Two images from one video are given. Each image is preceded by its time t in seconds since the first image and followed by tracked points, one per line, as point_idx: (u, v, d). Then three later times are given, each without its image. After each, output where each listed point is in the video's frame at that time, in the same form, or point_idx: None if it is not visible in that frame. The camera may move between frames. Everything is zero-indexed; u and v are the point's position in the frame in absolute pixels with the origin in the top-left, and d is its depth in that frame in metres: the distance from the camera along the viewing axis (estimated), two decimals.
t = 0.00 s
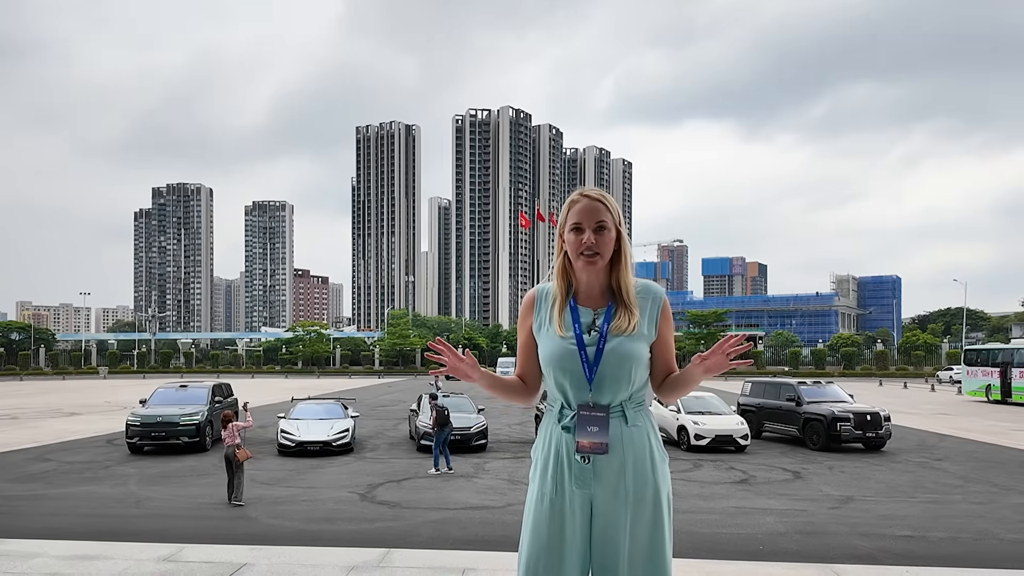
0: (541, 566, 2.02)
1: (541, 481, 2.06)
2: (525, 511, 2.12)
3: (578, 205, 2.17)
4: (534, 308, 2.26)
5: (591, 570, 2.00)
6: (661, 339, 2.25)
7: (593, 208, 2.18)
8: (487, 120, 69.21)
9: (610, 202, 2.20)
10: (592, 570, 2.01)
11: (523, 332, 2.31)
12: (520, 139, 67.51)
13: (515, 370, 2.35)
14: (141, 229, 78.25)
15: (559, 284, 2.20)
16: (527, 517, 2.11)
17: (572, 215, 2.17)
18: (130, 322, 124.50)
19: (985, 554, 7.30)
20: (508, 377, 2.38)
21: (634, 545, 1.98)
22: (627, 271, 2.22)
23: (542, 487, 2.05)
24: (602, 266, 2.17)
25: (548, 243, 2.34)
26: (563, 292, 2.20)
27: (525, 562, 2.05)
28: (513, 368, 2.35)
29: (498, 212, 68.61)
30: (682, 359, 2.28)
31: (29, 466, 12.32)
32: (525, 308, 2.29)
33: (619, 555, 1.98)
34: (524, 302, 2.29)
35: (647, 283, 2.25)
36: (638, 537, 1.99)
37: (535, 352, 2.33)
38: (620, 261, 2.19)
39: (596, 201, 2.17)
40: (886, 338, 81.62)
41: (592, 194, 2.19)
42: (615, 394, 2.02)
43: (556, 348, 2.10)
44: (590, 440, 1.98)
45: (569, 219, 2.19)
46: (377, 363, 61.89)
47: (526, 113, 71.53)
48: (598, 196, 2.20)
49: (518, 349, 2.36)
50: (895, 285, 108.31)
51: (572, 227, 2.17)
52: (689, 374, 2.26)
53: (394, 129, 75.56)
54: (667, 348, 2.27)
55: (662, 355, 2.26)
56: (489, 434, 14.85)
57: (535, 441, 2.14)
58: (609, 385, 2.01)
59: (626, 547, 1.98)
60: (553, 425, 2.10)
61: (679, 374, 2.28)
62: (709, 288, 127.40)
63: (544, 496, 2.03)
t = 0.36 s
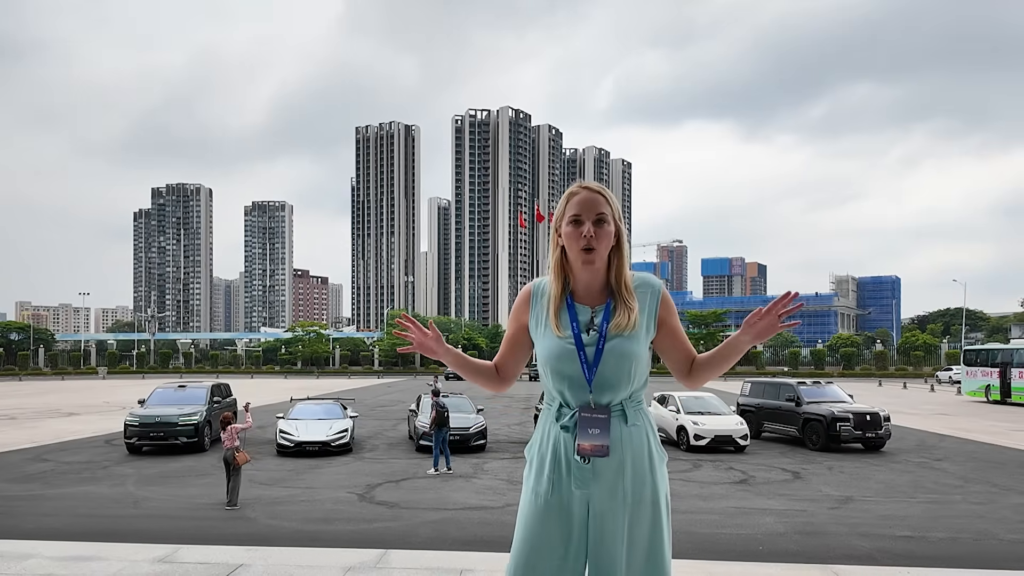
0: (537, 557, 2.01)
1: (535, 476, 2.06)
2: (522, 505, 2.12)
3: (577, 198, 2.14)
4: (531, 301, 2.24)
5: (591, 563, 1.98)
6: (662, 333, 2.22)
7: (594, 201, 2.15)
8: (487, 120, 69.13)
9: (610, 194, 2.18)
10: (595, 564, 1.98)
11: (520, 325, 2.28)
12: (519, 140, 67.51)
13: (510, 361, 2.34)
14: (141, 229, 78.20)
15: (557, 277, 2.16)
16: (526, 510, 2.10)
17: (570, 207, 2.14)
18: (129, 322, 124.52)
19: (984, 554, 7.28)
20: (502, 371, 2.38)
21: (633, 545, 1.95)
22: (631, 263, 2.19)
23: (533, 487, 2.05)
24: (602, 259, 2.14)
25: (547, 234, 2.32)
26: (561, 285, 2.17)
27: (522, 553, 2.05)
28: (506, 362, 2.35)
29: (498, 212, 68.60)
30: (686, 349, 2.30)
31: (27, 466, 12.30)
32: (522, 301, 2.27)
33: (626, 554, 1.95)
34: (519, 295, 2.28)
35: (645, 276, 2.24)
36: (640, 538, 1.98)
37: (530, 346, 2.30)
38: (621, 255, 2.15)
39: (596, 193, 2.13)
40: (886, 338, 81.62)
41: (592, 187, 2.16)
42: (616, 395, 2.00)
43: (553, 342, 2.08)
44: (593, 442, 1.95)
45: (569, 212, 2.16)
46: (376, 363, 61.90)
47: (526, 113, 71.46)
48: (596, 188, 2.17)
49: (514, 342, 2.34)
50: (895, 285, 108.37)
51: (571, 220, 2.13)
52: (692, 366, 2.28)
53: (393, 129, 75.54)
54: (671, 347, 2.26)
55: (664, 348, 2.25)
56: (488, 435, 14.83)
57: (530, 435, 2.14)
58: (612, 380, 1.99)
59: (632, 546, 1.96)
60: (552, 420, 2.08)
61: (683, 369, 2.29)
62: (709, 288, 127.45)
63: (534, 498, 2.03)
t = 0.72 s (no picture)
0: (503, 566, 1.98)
1: (501, 482, 2.01)
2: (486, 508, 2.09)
3: (556, 196, 2.05)
4: (501, 301, 2.15)
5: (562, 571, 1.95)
6: (636, 344, 2.21)
7: (574, 202, 2.06)
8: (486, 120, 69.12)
9: (590, 194, 2.11)
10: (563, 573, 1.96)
11: (490, 322, 2.19)
12: (518, 140, 67.55)
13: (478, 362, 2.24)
14: (140, 229, 78.24)
15: (533, 278, 2.08)
16: (491, 518, 2.06)
17: (548, 208, 2.06)
18: (129, 322, 124.43)
19: (984, 555, 7.26)
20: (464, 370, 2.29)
21: (604, 556, 1.93)
22: (612, 267, 2.15)
23: (497, 494, 2.00)
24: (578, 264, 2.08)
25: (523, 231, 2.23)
26: (536, 287, 2.09)
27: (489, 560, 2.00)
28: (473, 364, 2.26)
29: (497, 212, 68.57)
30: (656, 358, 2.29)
31: (26, 466, 12.28)
32: (491, 302, 2.19)
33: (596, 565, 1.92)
34: (490, 293, 2.18)
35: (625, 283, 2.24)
36: (612, 546, 1.96)
37: (497, 346, 2.22)
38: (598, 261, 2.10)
39: (576, 193, 2.05)
40: (885, 338, 81.61)
41: (571, 184, 2.09)
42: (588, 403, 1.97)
43: (524, 344, 2.02)
44: (563, 452, 1.91)
45: (545, 210, 2.08)
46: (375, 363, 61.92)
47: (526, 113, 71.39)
48: (576, 185, 2.09)
49: (479, 343, 2.26)
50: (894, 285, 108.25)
51: (546, 220, 2.05)
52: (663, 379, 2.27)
53: (393, 129, 75.57)
54: (642, 360, 2.24)
55: (637, 361, 2.23)
56: (487, 435, 14.80)
57: (496, 441, 2.08)
58: (582, 387, 1.96)
59: (603, 557, 1.94)
60: (519, 427, 2.03)
61: (653, 381, 2.28)
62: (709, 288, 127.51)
63: (500, 506, 1.99)
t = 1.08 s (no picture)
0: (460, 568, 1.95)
1: (456, 483, 1.97)
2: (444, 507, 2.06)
3: (519, 186, 2.00)
4: (461, 292, 2.10)
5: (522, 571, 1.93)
6: (599, 337, 2.20)
7: (538, 192, 2.01)
8: (486, 120, 69.25)
9: (556, 183, 2.06)
10: (521, 573, 1.94)
11: (448, 314, 2.13)
12: (518, 139, 67.71)
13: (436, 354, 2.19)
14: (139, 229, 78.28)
15: (494, 273, 2.03)
16: (448, 518, 2.02)
17: (512, 197, 2.00)
18: (128, 322, 124.33)
19: (985, 555, 7.25)
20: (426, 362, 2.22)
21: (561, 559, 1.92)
22: (576, 265, 2.09)
23: (455, 495, 1.96)
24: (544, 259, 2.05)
25: (487, 222, 2.19)
26: (497, 282, 2.04)
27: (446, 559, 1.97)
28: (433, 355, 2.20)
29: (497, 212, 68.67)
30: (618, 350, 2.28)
31: (25, 466, 12.28)
32: (449, 295, 2.13)
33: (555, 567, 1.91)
34: (449, 283, 2.13)
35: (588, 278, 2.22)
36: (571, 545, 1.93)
37: (456, 338, 2.17)
38: (560, 253, 2.06)
39: (541, 183, 2.01)
40: (885, 338, 81.65)
41: (536, 173, 2.04)
42: (545, 400, 1.94)
43: (486, 339, 1.97)
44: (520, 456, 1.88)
45: (510, 200, 2.02)
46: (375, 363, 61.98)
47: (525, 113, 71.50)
48: (541, 174, 2.04)
49: (438, 335, 2.21)
50: (893, 285, 108.29)
51: (509, 211, 2.00)
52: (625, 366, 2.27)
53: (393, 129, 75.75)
54: (604, 352, 2.24)
55: (598, 355, 2.23)
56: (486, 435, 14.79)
57: (451, 439, 2.03)
58: (542, 386, 1.93)
59: (562, 558, 1.91)
60: (478, 426, 1.99)
61: (615, 373, 2.28)
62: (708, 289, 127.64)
63: (458, 508, 1.95)
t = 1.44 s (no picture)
0: (455, 568, 1.92)
1: (452, 484, 1.93)
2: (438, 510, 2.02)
3: (505, 207, 1.95)
4: (456, 302, 2.03)
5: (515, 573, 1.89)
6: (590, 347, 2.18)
7: (524, 208, 1.95)
8: (486, 120, 69.29)
9: (545, 196, 2.00)
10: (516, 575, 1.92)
11: (440, 322, 2.07)
12: (518, 139, 67.71)
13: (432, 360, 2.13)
14: (139, 230, 78.26)
15: (488, 288, 1.96)
16: (441, 518, 1.99)
17: (499, 217, 1.95)
18: (128, 322, 124.27)
19: (988, 556, 7.22)
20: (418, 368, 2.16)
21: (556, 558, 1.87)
22: (570, 281, 2.02)
23: (450, 498, 1.92)
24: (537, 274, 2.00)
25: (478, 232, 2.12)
26: (491, 295, 1.98)
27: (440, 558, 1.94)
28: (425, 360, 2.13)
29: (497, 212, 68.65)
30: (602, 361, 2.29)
31: (25, 467, 12.27)
32: (442, 304, 2.06)
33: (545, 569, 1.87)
34: (441, 294, 2.06)
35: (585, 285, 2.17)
36: (568, 550, 1.91)
37: (452, 347, 2.12)
38: (554, 269, 1.97)
39: (527, 203, 1.94)
40: (886, 338, 81.60)
41: (524, 189, 1.98)
42: (542, 413, 1.91)
43: (482, 351, 1.93)
44: (517, 469, 1.84)
45: (498, 216, 1.96)
46: (375, 363, 61.98)
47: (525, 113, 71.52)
48: (527, 190, 1.98)
49: (434, 346, 2.16)
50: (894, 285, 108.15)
51: (498, 230, 1.95)
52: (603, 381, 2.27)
53: (393, 129, 75.82)
54: (594, 358, 2.23)
55: (587, 359, 2.25)
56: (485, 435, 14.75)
57: (446, 442, 1.97)
58: (541, 396, 1.90)
59: (556, 562, 1.89)
60: (472, 431, 1.94)
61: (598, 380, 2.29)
62: (709, 289, 127.64)
63: (451, 510, 1.91)
